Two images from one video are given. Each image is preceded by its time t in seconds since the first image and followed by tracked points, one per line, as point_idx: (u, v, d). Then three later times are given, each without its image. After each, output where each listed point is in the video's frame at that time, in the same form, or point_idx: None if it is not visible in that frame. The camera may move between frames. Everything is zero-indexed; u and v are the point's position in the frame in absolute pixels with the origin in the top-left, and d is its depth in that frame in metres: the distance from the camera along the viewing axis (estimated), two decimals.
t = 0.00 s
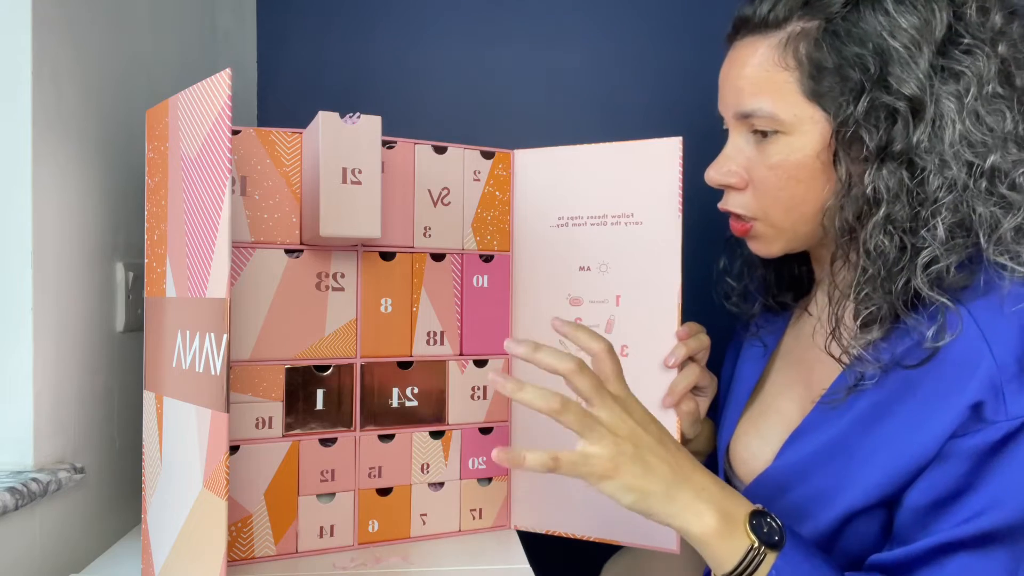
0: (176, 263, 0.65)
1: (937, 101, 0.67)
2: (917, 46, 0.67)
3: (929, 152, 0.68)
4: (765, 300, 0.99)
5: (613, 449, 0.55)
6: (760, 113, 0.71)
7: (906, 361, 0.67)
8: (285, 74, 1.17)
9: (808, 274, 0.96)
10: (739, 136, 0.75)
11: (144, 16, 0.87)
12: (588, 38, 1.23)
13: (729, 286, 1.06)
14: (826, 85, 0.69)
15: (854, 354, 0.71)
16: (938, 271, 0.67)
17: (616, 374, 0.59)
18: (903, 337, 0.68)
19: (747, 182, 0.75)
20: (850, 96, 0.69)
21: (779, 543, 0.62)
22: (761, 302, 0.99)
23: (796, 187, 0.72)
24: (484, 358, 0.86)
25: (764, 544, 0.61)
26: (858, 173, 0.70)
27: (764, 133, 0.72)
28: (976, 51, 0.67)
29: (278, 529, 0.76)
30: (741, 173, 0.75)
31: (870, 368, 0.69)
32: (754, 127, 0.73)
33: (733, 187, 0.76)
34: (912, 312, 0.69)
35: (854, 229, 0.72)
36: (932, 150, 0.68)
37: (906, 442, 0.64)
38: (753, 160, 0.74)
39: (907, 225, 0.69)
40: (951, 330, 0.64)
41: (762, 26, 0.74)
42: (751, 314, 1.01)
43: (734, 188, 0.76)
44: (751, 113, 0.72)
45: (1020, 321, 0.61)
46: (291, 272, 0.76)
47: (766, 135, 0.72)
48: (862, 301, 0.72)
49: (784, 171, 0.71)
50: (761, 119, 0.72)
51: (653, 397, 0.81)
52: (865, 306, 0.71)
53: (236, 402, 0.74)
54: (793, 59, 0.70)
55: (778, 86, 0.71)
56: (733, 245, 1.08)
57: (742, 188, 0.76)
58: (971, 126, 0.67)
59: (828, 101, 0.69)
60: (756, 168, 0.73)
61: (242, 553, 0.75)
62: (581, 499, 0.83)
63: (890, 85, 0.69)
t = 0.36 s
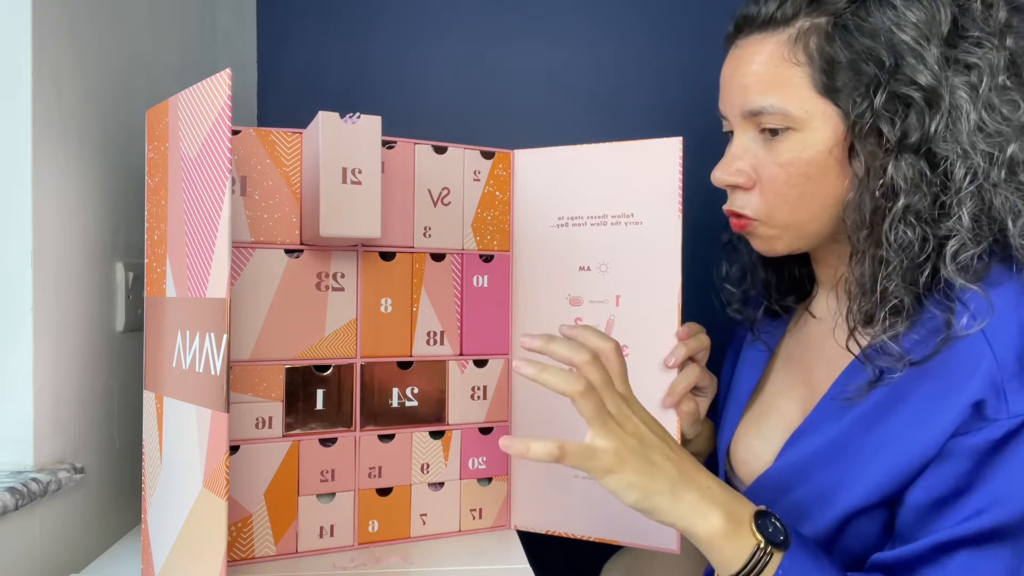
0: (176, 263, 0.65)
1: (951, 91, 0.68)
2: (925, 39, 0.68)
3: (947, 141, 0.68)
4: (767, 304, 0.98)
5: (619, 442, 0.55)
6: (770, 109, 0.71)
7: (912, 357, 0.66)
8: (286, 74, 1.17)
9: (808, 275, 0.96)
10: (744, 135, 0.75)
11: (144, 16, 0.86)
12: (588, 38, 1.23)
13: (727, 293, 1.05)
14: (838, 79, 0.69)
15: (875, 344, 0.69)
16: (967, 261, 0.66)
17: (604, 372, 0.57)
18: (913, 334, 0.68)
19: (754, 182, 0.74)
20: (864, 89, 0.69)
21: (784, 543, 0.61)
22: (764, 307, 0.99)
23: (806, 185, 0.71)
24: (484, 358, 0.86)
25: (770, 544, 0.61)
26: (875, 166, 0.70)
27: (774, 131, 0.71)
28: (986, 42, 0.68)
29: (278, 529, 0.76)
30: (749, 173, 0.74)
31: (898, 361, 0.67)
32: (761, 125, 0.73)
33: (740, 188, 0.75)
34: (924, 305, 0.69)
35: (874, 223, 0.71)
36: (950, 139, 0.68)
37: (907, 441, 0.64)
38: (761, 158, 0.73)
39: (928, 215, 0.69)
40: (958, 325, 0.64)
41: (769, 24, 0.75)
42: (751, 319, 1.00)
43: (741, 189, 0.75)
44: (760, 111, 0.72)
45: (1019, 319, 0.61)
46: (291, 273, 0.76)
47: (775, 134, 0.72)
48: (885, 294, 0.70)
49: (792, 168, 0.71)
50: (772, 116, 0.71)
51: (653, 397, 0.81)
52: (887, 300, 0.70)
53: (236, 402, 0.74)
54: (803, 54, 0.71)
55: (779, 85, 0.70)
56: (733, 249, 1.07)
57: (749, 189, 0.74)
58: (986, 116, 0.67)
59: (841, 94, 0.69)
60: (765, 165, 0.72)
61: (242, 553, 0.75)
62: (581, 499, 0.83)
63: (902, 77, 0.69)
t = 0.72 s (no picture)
0: (176, 264, 0.65)
1: (955, 91, 0.68)
2: (930, 39, 0.68)
3: (949, 141, 0.68)
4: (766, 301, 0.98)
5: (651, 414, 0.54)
6: (774, 105, 0.71)
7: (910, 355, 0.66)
8: (286, 74, 1.17)
9: (807, 274, 0.97)
10: (746, 132, 0.75)
11: (144, 15, 0.86)
12: (588, 37, 1.23)
13: (727, 289, 1.05)
14: (841, 76, 0.69)
15: (875, 342, 0.70)
16: (968, 260, 0.66)
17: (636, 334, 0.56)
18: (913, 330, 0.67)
19: (756, 176, 0.74)
20: (866, 87, 0.69)
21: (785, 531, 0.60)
22: (763, 303, 0.99)
23: (807, 180, 0.71)
24: (484, 358, 0.86)
25: (775, 530, 0.60)
26: (876, 164, 0.70)
27: (776, 129, 0.72)
28: (990, 44, 0.68)
29: (278, 529, 0.76)
30: (749, 168, 0.74)
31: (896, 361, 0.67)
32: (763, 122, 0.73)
33: (740, 182, 0.75)
34: (922, 304, 0.69)
35: (875, 221, 0.71)
36: (952, 139, 0.68)
37: (904, 440, 0.64)
38: (763, 153, 0.73)
39: (930, 214, 0.69)
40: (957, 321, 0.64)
41: (775, 20, 0.75)
42: (750, 315, 1.00)
43: (741, 183, 0.75)
44: (763, 107, 0.72)
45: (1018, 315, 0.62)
46: (291, 272, 0.76)
47: (777, 131, 0.72)
48: (884, 292, 0.70)
49: (794, 165, 0.71)
50: (775, 113, 0.71)
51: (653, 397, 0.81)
52: (886, 297, 0.70)
53: (236, 402, 0.74)
54: (808, 51, 0.71)
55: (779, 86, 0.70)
56: (733, 245, 1.07)
57: (750, 183, 0.74)
58: (988, 116, 0.67)
59: (844, 92, 0.69)
60: (767, 162, 0.72)
61: (242, 553, 0.75)
62: (582, 499, 0.83)
63: (906, 76, 0.69)
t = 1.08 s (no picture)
0: (176, 264, 0.65)
1: (952, 96, 0.67)
2: (929, 43, 0.68)
3: (945, 146, 0.68)
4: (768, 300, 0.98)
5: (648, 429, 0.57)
6: (772, 108, 0.71)
7: (905, 359, 0.67)
8: (286, 74, 1.17)
9: (808, 275, 0.97)
10: (746, 133, 0.76)
11: (144, 16, 0.87)
12: (589, 38, 1.23)
13: (728, 287, 1.05)
14: (840, 79, 0.70)
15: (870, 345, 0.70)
16: (959, 267, 0.66)
17: (620, 355, 0.60)
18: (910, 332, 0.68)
19: (756, 178, 0.74)
20: (865, 90, 0.69)
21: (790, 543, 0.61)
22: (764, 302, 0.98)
23: (808, 183, 0.71)
24: (484, 358, 0.86)
25: (777, 542, 0.61)
26: (872, 169, 0.70)
27: (775, 130, 0.72)
28: (988, 49, 0.68)
29: (278, 529, 0.76)
30: (749, 170, 0.74)
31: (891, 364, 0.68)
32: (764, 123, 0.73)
33: (741, 184, 0.76)
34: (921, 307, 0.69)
35: (870, 225, 0.71)
36: (947, 144, 0.68)
37: (909, 442, 0.64)
38: (762, 155, 0.74)
39: (924, 220, 0.69)
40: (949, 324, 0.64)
41: (774, 22, 0.75)
42: (751, 314, 1.00)
43: (742, 185, 0.76)
44: (762, 108, 0.72)
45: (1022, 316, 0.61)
46: (291, 272, 0.76)
47: (776, 131, 0.73)
48: (877, 297, 0.70)
49: (795, 167, 0.71)
50: (775, 115, 0.71)
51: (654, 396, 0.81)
52: (880, 302, 0.70)
53: (236, 401, 0.74)
54: (807, 53, 0.71)
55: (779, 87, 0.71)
56: (734, 243, 1.07)
57: (751, 185, 0.75)
58: (984, 121, 0.67)
59: (842, 95, 0.70)
60: (767, 164, 0.73)
61: (242, 553, 0.75)
62: (582, 499, 0.83)
63: (904, 80, 0.69)
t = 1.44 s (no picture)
0: (176, 264, 0.65)
1: (973, 80, 0.68)
2: (946, 30, 0.68)
3: (969, 129, 0.68)
4: (770, 306, 0.98)
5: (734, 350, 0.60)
6: (790, 90, 0.70)
7: (932, 350, 0.65)
8: (286, 75, 1.17)
9: (808, 279, 0.96)
10: (758, 121, 0.74)
11: (144, 15, 0.87)
12: (589, 37, 1.23)
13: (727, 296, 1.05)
14: (861, 64, 0.69)
15: (899, 333, 0.68)
16: (997, 246, 0.66)
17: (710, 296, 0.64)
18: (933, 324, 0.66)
19: (769, 168, 0.73)
20: (886, 75, 0.69)
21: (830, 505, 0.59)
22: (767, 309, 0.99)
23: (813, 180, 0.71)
24: (484, 358, 0.86)
25: (819, 502, 0.59)
26: (897, 153, 0.69)
27: (791, 115, 0.71)
28: (1003, 35, 0.68)
29: (278, 530, 0.76)
30: (762, 159, 0.73)
31: (921, 353, 0.65)
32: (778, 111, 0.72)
33: (752, 173, 0.74)
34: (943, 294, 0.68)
35: (898, 210, 0.70)
36: (971, 126, 0.68)
37: (910, 444, 0.64)
38: (776, 144, 0.72)
39: (951, 203, 0.69)
40: (986, 311, 0.63)
41: (788, 11, 0.75)
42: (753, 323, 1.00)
43: (753, 175, 0.74)
44: (778, 91, 0.71)
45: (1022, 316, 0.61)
46: (291, 272, 0.76)
47: (792, 119, 0.71)
48: (909, 284, 0.69)
49: (812, 153, 0.70)
50: (791, 98, 0.71)
51: (654, 396, 0.81)
52: (911, 288, 0.69)
53: (236, 402, 0.74)
54: (825, 37, 0.71)
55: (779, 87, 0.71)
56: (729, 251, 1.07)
57: (763, 175, 0.74)
58: (1005, 105, 0.68)
59: (864, 80, 0.69)
60: (785, 152, 0.71)
61: (242, 553, 0.75)
62: (583, 498, 0.83)
63: (924, 64, 0.69)
